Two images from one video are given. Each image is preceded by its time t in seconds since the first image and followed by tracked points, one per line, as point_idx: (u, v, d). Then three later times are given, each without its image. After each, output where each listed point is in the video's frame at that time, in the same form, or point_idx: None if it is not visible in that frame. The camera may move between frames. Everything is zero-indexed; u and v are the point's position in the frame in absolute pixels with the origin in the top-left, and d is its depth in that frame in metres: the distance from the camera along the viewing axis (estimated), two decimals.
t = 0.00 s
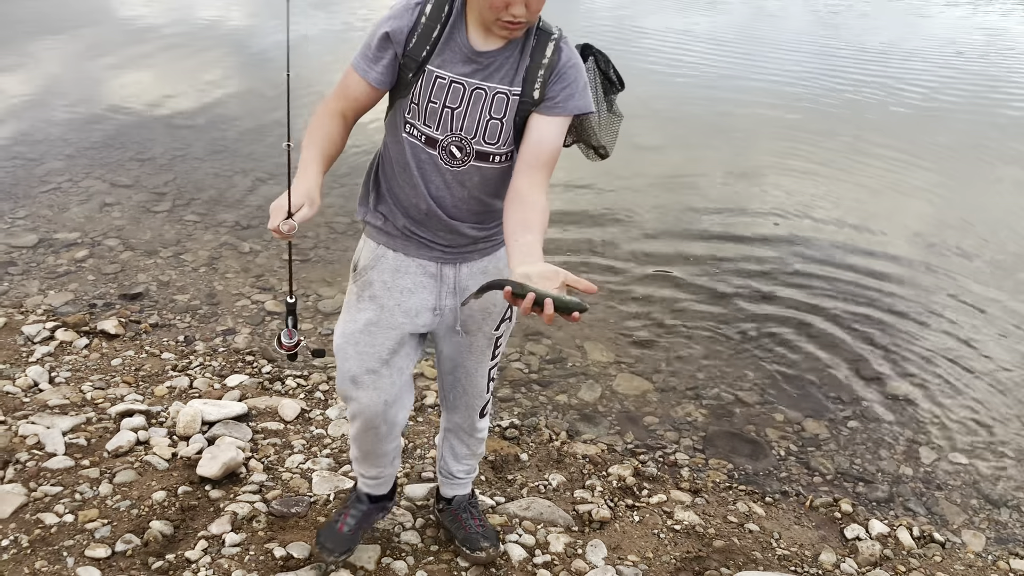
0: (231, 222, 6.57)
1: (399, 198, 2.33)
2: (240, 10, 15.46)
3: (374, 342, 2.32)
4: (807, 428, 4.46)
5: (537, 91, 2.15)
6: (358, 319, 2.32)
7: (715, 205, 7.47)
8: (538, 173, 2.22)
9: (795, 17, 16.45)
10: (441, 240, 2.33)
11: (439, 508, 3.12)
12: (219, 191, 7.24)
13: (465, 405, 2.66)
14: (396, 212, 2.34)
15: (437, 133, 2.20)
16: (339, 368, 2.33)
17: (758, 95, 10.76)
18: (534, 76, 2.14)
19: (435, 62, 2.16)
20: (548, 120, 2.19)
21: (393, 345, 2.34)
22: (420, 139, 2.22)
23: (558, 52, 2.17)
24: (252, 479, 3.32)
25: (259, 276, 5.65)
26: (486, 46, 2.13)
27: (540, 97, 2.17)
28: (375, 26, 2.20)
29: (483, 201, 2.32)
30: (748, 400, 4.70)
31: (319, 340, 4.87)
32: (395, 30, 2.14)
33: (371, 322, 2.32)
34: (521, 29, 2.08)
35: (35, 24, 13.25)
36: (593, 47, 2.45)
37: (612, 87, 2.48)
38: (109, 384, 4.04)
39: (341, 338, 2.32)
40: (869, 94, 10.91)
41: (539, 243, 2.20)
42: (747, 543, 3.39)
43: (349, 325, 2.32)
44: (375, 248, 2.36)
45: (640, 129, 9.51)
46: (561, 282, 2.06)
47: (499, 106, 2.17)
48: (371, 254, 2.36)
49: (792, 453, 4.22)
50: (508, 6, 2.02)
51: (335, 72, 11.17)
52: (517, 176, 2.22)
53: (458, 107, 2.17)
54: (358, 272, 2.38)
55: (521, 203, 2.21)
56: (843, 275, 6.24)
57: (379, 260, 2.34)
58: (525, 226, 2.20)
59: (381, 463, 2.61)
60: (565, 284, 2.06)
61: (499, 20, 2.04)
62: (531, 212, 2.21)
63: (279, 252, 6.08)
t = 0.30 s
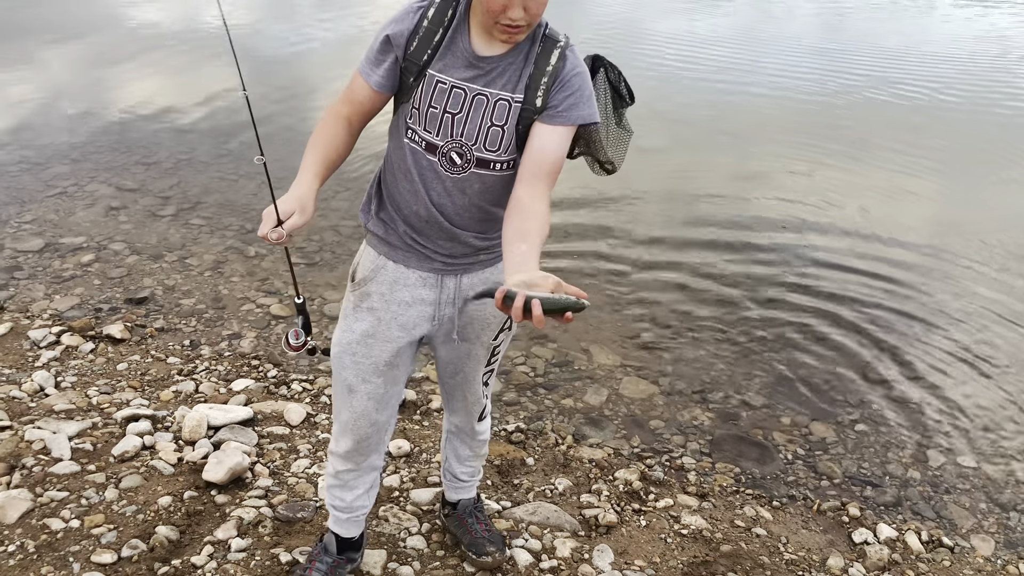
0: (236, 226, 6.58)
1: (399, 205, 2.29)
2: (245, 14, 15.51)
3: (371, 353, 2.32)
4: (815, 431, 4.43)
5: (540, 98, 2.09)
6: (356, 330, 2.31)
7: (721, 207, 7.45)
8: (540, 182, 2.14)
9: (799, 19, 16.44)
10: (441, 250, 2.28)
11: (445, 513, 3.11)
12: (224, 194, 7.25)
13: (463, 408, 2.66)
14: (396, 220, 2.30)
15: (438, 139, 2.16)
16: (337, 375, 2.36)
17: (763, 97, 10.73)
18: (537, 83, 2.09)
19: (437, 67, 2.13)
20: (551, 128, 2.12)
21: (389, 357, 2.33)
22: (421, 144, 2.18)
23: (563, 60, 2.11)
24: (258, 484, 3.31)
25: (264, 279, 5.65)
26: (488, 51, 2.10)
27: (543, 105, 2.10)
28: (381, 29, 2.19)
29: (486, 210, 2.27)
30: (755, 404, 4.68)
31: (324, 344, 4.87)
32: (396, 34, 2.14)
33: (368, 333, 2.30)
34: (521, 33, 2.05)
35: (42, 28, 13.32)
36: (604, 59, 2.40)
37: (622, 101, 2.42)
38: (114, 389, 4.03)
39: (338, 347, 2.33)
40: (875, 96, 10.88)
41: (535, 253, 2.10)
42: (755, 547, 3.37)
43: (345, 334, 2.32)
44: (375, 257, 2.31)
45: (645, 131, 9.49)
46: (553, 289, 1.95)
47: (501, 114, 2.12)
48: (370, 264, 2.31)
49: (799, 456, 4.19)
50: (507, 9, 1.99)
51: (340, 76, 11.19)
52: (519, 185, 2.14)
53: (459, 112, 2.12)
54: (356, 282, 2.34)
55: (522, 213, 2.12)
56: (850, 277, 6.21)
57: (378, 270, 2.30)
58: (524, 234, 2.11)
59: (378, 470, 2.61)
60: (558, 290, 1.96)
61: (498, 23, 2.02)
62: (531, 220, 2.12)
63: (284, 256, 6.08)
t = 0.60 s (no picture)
0: (239, 231, 6.58)
1: (400, 215, 2.28)
2: (247, 19, 15.55)
3: (376, 365, 2.32)
4: (819, 435, 4.41)
5: (540, 105, 2.08)
6: (362, 343, 2.31)
7: (723, 210, 7.44)
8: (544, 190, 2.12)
9: (800, 21, 16.45)
10: (444, 260, 2.28)
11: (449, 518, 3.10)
12: (227, 199, 7.26)
13: (466, 414, 2.66)
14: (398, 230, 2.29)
15: (438, 148, 2.15)
16: (344, 388, 2.37)
17: (765, 100, 10.73)
18: (536, 90, 2.07)
19: (434, 76, 2.13)
20: (551, 135, 2.10)
21: (395, 368, 2.33)
22: (421, 154, 2.18)
23: (562, 65, 2.09)
24: (261, 489, 3.30)
25: (267, 284, 5.65)
26: (485, 59, 2.09)
27: (543, 112, 2.09)
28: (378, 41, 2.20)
29: (488, 218, 2.26)
30: (758, 407, 4.66)
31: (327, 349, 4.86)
32: (391, 45, 2.15)
33: (373, 346, 2.30)
34: (519, 40, 2.02)
35: (45, 33, 13.35)
36: (603, 63, 2.41)
37: (622, 104, 2.41)
38: (118, 394, 4.03)
39: (345, 360, 2.33)
40: (877, 98, 10.88)
41: (538, 263, 2.07)
42: (759, 552, 3.35)
43: (350, 347, 2.32)
44: (377, 268, 2.31)
45: (647, 134, 9.50)
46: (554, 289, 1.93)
47: (500, 121, 2.11)
48: (373, 276, 2.31)
49: (803, 460, 4.18)
50: (502, 16, 1.96)
51: (342, 79, 11.21)
52: (521, 194, 2.13)
53: (458, 121, 2.11)
54: (359, 294, 2.33)
55: (524, 222, 2.10)
56: (854, 280, 6.20)
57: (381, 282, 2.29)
58: (528, 244, 2.09)
59: (386, 477, 2.62)
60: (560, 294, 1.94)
61: (494, 31, 1.99)
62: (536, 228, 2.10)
63: (287, 261, 6.09)
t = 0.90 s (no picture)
0: (239, 235, 6.58)
1: (400, 221, 2.28)
2: (248, 24, 15.59)
3: (376, 371, 2.32)
4: (820, 439, 4.41)
5: (539, 110, 2.08)
6: (362, 350, 2.31)
7: (722, 214, 7.45)
8: (544, 197, 2.12)
9: (799, 26, 16.52)
10: (444, 266, 2.28)
11: (450, 524, 3.09)
12: (227, 204, 7.27)
13: (466, 420, 2.65)
14: (397, 238, 2.29)
15: (436, 154, 2.15)
16: (344, 395, 2.37)
17: (764, 104, 10.76)
18: (535, 95, 2.07)
19: (431, 81, 2.13)
20: (552, 140, 2.10)
21: (396, 374, 2.33)
22: (420, 160, 2.18)
23: (561, 70, 2.10)
24: (262, 494, 3.29)
25: (267, 289, 5.65)
26: (482, 64, 2.09)
27: (543, 117, 2.09)
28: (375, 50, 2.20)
29: (488, 225, 2.26)
30: (759, 412, 4.66)
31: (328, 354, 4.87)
32: (388, 51, 2.15)
33: (373, 352, 2.30)
34: (516, 46, 2.02)
35: (45, 38, 13.37)
36: (602, 68, 2.42)
37: (622, 109, 2.42)
38: (118, 399, 4.02)
39: (345, 367, 2.33)
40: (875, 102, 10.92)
41: (538, 270, 2.07)
42: (760, 556, 3.34)
43: (350, 354, 2.32)
44: (377, 274, 2.31)
45: (646, 138, 9.52)
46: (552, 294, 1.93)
47: (499, 126, 2.10)
48: (373, 282, 2.31)
49: (804, 464, 4.17)
50: (499, 23, 1.96)
51: (341, 84, 11.22)
52: (522, 200, 2.13)
53: (456, 126, 2.11)
54: (359, 301, 2.33)
55: (525, 228, 2.10)
56: (854, 284, 6.20)
57: (382, 290, 2.29)
58: (528, 252, 2.09)
59: (387, 484, 2.62)
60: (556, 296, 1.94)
61: (491, 38, 1.99)
62: (537, 236, 2.10)
63: (287, 265, 6.09)
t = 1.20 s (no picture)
0: (238, 241, 6.58)
1: (399, 226, 2.28)
2: (247, 29, 15.62)
3: (376, 377, 2.32)
4: (818, 446, 4.41)
5: (537, 116, 2.08)
6: (362, 355, 2.31)
7: (720, 220, 7.47)
8: (544, 202, 2.12)
9: (796, 33, 16.59)
10: (442, 272, 2.28)
11: (450, 530, 3.08)
12: (225, 209, 7.26)
13: (465, 424, 2.65)
14: (397, 243, 2.29)
15: (434, 159, 2.16)
16: (345, 401, 2.37)
17: (762, 110, 10.79)
18: (533, 101, 2.08)
19: (428, 87, 2.14)
20: (549, 146, 2.10)
21: (396, 380, 2.33)
22: (417, 165, 2.19)
23: (559, 76, 2.10)
24: (261, 500, 3.29)
25: (266, 294, 5.65)
26: (479, 70, 2.10)
27: (541, 123, 2.09)
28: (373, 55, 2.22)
29: (487, 230, 2.26)
30: (758, 418, 4.66)
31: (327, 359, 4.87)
32: (385, 57, 2.17)
33: (373, 358, 2.30)
34: (514, 53, 2.03)
35: (44, 43, 13.38)
36: (600, 72, 2.45)
37: (620, 114, 2.42)
38: (117, 405, 4.01)
39: (345, 372, 2.33)
40: (872, 108, 10.96)
41: (535, 277, 2.07)
42: (759, 563, 3.34)
43: (351, 359, 2.33)
44: (377, 280, 2.31)
45: (645, 144, 9.55)
46: (552, 296, 1.94)
47: (496, 131, 2.11)
48: (372, 288, 2.31)
49: (803, 471, 4.17)
50: (497, 30, 1.96)
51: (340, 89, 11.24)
52: (521, 205, 2.13)
53: (453, 131, 2.12)
54: (358, 307, 2.33)
55: (524, 234, 2.10)
56: (852, 290, 6.22)
57: (382, 295, 2.29)
58: (528, 256, 2.09)
59: (387, 490, 2.61)
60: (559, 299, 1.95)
61: (489, 45, 2.00)
62: (537, 240, 2.10)
63: (286, 271, 6.08)
